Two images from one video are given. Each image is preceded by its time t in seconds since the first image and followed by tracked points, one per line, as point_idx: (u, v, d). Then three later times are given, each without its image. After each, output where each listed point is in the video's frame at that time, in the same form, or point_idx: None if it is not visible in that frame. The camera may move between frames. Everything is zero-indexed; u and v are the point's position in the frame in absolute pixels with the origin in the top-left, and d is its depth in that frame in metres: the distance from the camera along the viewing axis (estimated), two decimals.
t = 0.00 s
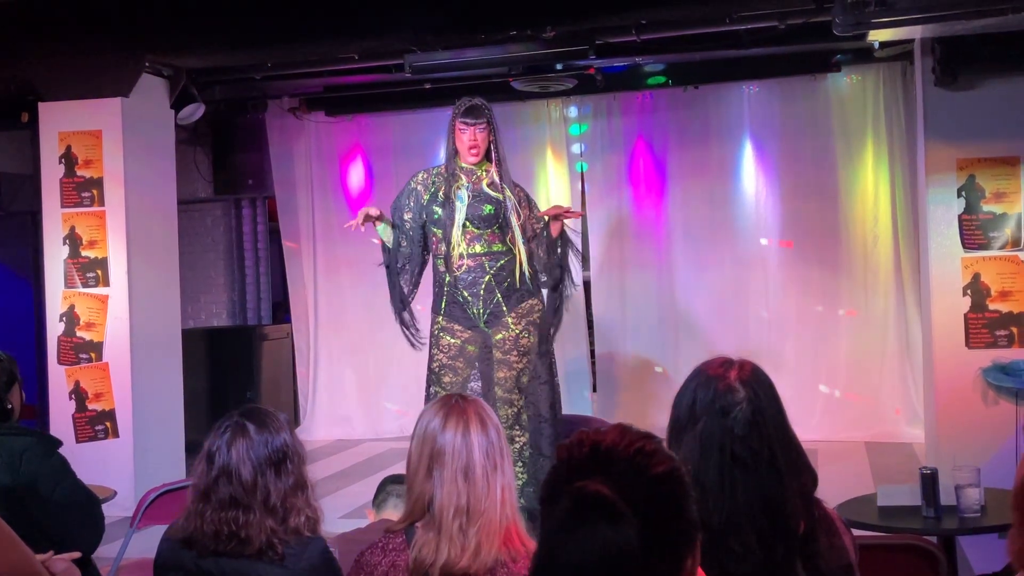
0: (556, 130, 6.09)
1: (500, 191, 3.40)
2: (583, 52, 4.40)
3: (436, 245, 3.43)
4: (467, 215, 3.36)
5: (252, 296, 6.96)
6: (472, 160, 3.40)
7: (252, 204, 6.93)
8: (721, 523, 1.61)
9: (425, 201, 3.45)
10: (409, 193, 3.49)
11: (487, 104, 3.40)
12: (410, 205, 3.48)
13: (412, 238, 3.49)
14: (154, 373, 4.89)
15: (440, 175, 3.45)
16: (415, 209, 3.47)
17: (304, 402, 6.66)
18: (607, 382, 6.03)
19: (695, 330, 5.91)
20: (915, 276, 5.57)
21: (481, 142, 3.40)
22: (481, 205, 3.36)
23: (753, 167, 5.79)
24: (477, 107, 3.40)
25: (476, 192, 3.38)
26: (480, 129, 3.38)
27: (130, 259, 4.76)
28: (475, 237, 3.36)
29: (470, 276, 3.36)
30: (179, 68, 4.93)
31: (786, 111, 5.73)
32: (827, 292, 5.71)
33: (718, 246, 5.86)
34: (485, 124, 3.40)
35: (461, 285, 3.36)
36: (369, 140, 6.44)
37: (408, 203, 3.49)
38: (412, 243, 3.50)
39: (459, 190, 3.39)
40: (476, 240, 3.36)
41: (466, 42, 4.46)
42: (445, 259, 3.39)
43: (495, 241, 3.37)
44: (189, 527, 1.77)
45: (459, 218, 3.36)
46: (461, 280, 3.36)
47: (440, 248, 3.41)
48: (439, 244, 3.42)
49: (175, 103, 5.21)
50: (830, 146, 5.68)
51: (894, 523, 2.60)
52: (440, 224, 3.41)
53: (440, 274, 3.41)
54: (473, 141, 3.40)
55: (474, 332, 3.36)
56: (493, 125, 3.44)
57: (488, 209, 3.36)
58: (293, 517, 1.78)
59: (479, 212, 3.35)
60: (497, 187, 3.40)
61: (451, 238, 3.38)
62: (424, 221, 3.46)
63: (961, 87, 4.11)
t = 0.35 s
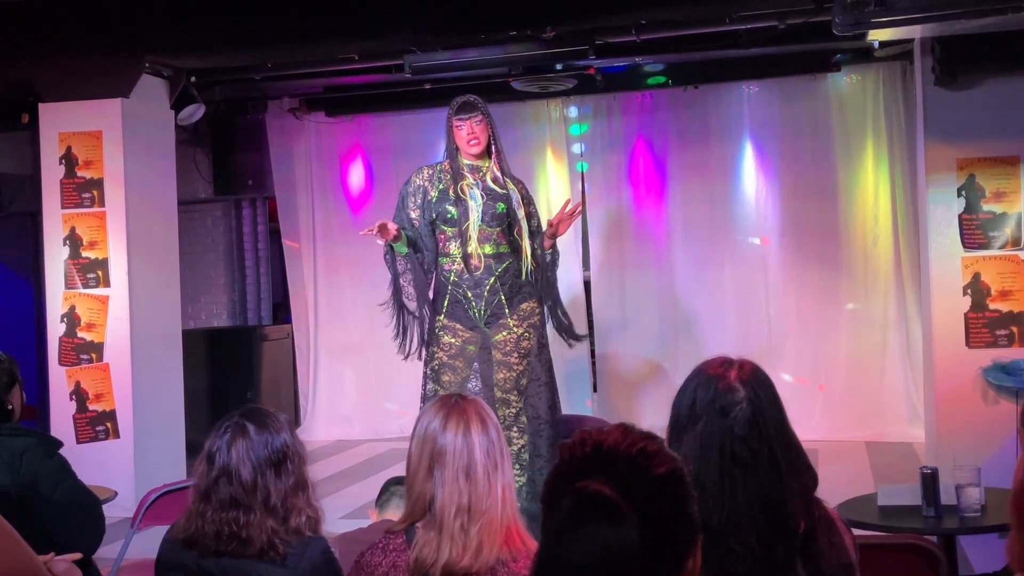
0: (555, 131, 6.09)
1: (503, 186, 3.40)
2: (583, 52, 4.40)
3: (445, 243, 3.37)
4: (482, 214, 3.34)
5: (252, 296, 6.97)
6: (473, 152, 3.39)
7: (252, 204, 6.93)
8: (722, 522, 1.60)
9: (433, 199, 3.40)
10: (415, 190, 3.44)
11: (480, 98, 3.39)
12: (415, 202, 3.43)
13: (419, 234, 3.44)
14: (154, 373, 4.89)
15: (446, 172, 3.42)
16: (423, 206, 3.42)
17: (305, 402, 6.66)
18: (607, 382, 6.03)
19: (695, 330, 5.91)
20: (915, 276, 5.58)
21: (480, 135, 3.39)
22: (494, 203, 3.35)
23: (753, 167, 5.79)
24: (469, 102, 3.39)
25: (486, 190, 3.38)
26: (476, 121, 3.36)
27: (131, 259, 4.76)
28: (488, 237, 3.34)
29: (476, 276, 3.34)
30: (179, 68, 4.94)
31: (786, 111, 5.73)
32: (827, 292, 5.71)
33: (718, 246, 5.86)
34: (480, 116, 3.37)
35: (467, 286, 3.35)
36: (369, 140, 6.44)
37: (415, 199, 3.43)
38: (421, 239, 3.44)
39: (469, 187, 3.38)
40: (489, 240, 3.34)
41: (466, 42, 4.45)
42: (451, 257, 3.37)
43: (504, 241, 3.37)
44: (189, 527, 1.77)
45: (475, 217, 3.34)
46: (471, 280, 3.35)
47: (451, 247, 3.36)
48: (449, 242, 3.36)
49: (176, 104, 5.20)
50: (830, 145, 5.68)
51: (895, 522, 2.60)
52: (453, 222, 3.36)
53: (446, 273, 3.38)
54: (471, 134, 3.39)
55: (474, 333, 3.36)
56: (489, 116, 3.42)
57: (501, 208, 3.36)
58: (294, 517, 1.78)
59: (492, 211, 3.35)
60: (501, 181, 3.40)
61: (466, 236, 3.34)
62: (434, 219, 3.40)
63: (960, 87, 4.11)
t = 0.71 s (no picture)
0: (557, 130, 6.10)
1: (509, 182, 3.41)
2: (583, 51, 4.40)
3: (456, 245, 3.37)
4: (495, 215, 3.35)
5: (253, 296, 6.97)
6: (474, 145, 3.39)
7: (253, 204, 6.93)
8: (722, 521, 1.60)
9: (444, 201, 3.38)
10: (423, 191, 3.41)
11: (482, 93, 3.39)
12: (423, 204, 3.40)
13: (425, 236, 3.40)
14: (155, 373, 4.89)
15: (453, 173, 3.41)
16: (433, 207, 3.39)
17: (306, 402, 6.67)
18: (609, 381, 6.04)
19: (697, 329, 5.91)
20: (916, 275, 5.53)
21: (478, 125, 3.39)
22: (507, 205, 3.37)
23: (754, 167, 5.79)
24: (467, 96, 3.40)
25: (494, 190, 3.38)
26: (473, 112, 3.37)
27: (132, 259, 4.77)
28: (501, 240, 3.35)
29: (483, 278, 3.34)
30: (180, 68, 4.94)
31: (787, 110, 5.73)
32: (828, 291, 5.71)
33: (719, 245, 5.86)
34: (478, 108, 3.39)
35: (473, 286, 3.35)
36: (370, 140, 6.45)
37: (423, 201, 3.40)
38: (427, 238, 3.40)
39: (479, 189, 3.36)
40: (501, 242, 3.35)
41: (466, 41, 4.45)
42: (459, 259, 3.37)
43: (514, 242, 3.38)
44: (190, 526, 1.77)
45: (488, 219, 3.34)
46: (478, 281, 3.34)
47: (463, 247, 3.36)
48: (461, 243, 3.36)
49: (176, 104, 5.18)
50: (831, 144, 5.67)
51: (896, 521, 2.60)
52: (467, 225, 3.35)
53: (454, 273, 3.37)
54: (469, 126, 3.39)
55: (476, 333, 3.36)
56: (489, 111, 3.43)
57: (513, 209, 3.38)
58: (295, 516, 1.78)
59: (504, 212, 3.36)
60: (507, 180, 3.41)
61: (478, 236, 3.34)
62: (446, 222, 3.37)
63: (961, 85, 4.10)
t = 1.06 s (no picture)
0: (558, 129, 6.11)
1: (513, 181, 3.41)
2: (584, 49, 4.38)
3: (464, 243, 3.37)
4: (501, 212, 3.35)
5: (254, 295, 6.98)
6: (473, 147, 3.41)
7: (254, 203, 6.93)
8: (725, 519, 1.60)
9: (450, 203, 3.38)
10: (428, 194, 3.41)
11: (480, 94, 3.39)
12: (427, 207, 3.40)
13: (431, 236, 3.41)
14: (156, 372, 4.89)
15: (457, 175, 3.41)
16: (439, 209, 3.39)
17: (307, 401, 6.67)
18: (610, 380, 6.04)
19: (698, 328, 5.91)
20: (917, 272, 5.56)
21: (476, 129, 3.41)
22: (513, 201, 3.38)
23: (755, 167, 5.78)
24: (466, 97, 3.41)
25: (498, 188, 3.38)
26: (472, 115, 3.39)
27: (133, 258, 4.77)
28: (507, 238, 3.35)
29: (487, 276, 3.34)
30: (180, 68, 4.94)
31: (787, 108, 5.72)
32: (829, 290, 5.70)
33: (720, 243, 5.86)
34: (477, 109, 3.40)
35: (477, 284, 3.34)
36: (371, 139, 6.44)
37: (427, 204, 3.40)
38: (434, 239, 3.41)
39: (484, 189, 3.37)
40: (507, 240, 3.35)
41: (467, 40, 4.45)
42: (464, 258, 3.37)
43: (520, 239, 3.39)
44: (191, 525, 1.77)
45: (494, 217, 3.34)
46: (483, 278, 3.34)
47: (472, 245, 3.36)
48: (468, 242, 3.36)
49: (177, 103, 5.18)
50: (832, 142, 5.67)
51: (897, 519, 2.60)
52: (474, 224, 3.35)
53: (459, 271, 3.37)
54: (468, 129, 3.41)
55: (477, 331, 3.36)
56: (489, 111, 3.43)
57: (519, 207, 3.39)
58: (296, 514, 1.78)
59: (511, 209, 3.37)
60: (511, 178, 3.41)
61: (486, 234, 3.34)
62: (453, 223, 3.37)
63: (962, 83, 4.09)
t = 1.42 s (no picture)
0: (558, 127, 6.11)
1: (502, 179, 3.41)
2: (585, 48, 4.32)
3: (462, 241, 3.37)
4: (497, 206, 3.36)
5: (255, 294, 6.98)
6: (461, 151, 3.42)
7: (254, 202, 6.93)
8: (724, 517, 1.60)
9: (445, 201, 3.38)
10: (420, 192, 3.40)
11: (463, 94, 3.40)
12: (418, 205, 3.39)
13: (429, 232, 3.40)
14: (156, 372, 4.90)
15: (450, 173, 3.41)
16: (432, 206, 3.39)
17: (307, 399, 6.68)
18: (610, 378, 6.03)
19: (698, 326, 5.91)
20: (917, 270, 5.56)
21: (463, 132, 3.41)
22: (508, 196, 3.39)
23: (756, 165, 5.78)
24: (452, 99, 3.42)
25: (493, 185, 3.39)
26: (457, 118, 3.39)
27: (133, 258, 4.77)
28: (504, 231, 3.37)
29: (486, 271, 3.34)
30: (180, 66, 4.94)
31: (787, 106, 5.72)
32: (830, 288, 5.70)
33: (721, 241, 5.86)
34: (462, 112, 3.40)
35: (478, 281, 3.34)
36: (371, 138, 6.43)
37: (420, 201, 3.39)
38: (429, 235, 3.40)
39: (478, 184, 3.38)
40: (505, 233, 3.37)
41: (467, 38, 4.44)
42: (464, 255, 3.37)
43: (516, 234, 3.40)
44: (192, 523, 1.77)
45: (491, 212, 3.35)
46: (483, 274, 3.34)
47: (469, 242, 3.36)
48: (467, 238, 3.36)
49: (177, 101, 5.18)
50: (832, 140, 5.67)
51: (898, 517, 2.60)
52: (471, 220, 3.36)
53: (459, 268, 3.38)
54: (456, 132, 3.41)
55: (477, 329, 3.35)
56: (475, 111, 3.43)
57: (514, 201, 3.40)
58: (296, 512, 1.78)
59: (507, 203, 3.38)
60: (501, 175, 3.43)
61: (484, 230, 3.35)
62: (451, 220, 3.36)
63: (963, 80, 4.09)
